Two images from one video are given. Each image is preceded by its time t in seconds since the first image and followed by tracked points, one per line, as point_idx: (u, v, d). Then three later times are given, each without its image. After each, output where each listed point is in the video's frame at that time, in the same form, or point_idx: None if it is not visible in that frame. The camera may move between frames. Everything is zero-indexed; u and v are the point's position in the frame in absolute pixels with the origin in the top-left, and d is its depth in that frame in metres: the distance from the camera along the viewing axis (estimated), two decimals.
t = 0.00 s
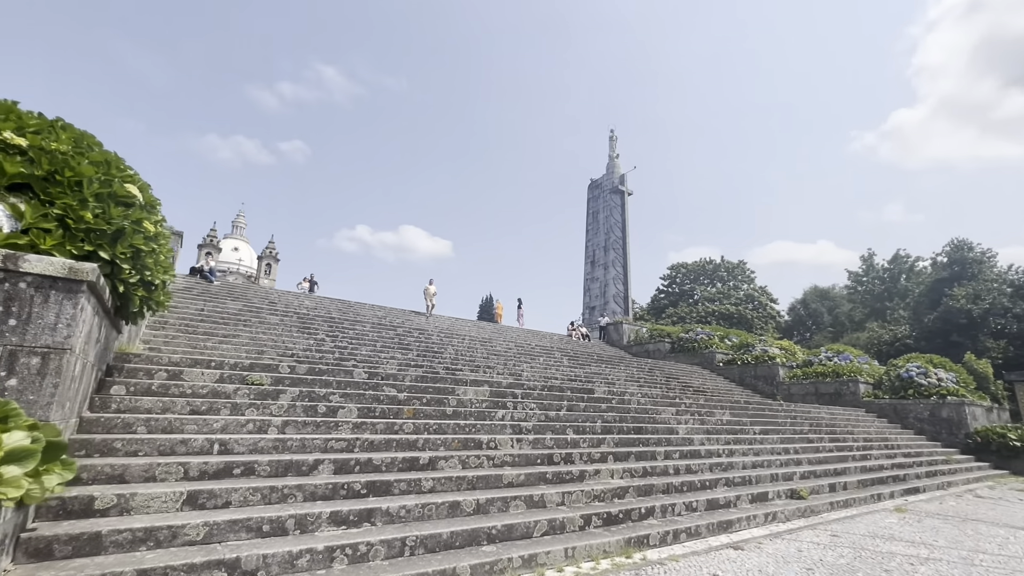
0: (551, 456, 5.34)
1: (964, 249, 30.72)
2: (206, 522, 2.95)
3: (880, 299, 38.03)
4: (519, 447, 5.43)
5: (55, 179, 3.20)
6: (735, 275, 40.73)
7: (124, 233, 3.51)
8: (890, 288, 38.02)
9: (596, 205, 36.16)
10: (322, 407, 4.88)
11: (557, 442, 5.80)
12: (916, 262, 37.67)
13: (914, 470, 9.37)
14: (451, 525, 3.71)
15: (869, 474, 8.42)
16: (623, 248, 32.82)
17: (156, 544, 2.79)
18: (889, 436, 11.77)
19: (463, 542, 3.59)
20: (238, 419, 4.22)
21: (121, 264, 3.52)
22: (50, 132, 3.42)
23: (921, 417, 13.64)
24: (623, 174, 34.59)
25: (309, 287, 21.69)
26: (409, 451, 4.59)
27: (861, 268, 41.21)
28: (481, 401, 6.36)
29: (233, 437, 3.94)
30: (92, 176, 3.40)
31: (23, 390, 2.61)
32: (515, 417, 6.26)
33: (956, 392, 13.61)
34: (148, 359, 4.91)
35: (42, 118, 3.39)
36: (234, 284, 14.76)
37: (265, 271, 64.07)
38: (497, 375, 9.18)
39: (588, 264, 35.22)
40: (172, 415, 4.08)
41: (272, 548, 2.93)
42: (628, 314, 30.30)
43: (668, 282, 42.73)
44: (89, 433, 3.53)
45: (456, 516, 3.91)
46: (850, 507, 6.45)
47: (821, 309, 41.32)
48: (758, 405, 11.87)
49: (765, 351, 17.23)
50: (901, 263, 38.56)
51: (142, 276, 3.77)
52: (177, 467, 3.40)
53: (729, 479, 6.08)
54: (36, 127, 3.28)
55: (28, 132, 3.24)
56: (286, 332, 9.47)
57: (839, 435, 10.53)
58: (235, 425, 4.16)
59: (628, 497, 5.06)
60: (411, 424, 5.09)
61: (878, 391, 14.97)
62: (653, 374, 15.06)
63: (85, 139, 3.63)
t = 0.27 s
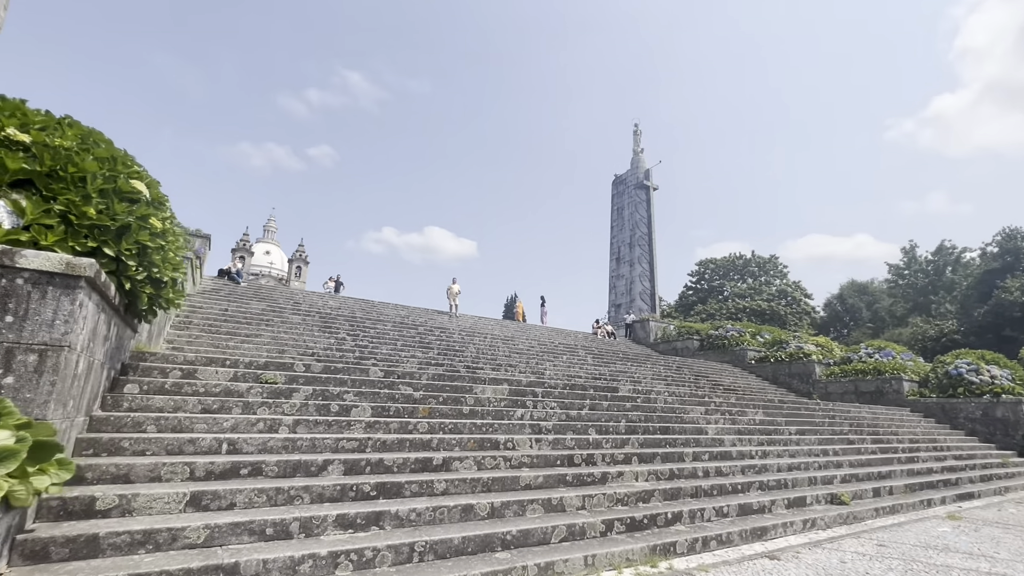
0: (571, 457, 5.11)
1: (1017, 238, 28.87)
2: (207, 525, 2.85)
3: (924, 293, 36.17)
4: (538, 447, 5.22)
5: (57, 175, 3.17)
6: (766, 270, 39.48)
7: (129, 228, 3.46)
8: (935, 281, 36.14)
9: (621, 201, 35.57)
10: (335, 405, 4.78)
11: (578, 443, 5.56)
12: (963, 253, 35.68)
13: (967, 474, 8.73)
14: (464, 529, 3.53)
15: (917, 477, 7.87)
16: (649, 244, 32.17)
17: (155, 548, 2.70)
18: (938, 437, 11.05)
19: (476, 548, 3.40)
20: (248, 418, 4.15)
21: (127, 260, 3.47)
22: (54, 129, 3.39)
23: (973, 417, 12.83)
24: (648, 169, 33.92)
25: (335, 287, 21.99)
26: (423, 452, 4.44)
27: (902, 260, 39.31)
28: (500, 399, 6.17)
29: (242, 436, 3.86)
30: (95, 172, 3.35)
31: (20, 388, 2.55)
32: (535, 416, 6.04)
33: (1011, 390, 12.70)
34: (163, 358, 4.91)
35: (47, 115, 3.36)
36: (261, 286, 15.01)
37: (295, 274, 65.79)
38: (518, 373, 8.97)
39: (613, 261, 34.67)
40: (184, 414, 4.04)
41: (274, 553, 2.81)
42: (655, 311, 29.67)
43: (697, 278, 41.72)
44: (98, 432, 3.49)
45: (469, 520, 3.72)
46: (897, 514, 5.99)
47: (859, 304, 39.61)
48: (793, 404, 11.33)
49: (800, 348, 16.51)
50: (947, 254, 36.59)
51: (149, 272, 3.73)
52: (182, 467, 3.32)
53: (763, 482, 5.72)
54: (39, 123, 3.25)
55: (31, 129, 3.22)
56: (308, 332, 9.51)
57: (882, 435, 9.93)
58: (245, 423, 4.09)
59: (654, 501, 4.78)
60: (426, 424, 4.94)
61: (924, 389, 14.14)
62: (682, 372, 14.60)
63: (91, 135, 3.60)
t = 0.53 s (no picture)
0: (589, 458, 4.86)
1: None
2: (200, 528, 2.73)
3: (968, 286, 34.37)
4: (555, 447, 4.99)
5: (52, 169, 3.10)
6: (797, 265, 38.18)
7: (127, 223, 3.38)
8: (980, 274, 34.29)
9: (644, 196, 34.91)
10: (343, 404, 4.65)
11: (596, 443, 5.30)
12: (1011, 243, 33.74)
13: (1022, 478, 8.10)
14: (472, 534, 3.34)
15: (967, 481, 7.32)
16: (674, 239, 31.46)
17: (146, 551, 2.59)
18: (988, 438, 10.33)
19: (484, 555, 3.21)
20: (254, 417, 4.05)
21: (124, 255, 3.39)
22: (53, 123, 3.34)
23: None
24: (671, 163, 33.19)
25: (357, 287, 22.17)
26: (432, 452, 4.27)
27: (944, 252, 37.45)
28: (515, 398, 5.95)
29: (245, 435, 3.76)
30: (92, 165, 3.28)
31: (7, 385, 2.46)
32: (551, 416, 5.80)
33: None
34: (173, 356, 4.87)
35: (45, 108, 3.31)
36: (283, 286, 15.19)
37: (321, 275, 67.06)
38: (537, 371, 8.74)
39: (637, 258, 34.05)
40: (188, 412, 3.96)
41: (268, 558, 2.67)
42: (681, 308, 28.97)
43: (724, 274, 40.64)
44: (100, 430, 3.43)
45: (478, 524, 3.53)
46: (946, 521, 5.54)
47: (897, 299, 37.92)
48: (828, 402, 10.77)
49: (835, 344, 15.78)
50: (993, 245, 34.68)
51: (149, 268, 3.65)
52: (181, 467, 3.22)
53: (797, 485, 5.36)
54: (35, 117, 3.19)
55: (28, 122, 3.16)
56: (325, 331, 9.49)
57: (927, 436, 9.32)
58: (249, 422, 3.99)
59: (678, 505, 4.50)
60: (436, 423, 4.77)
61: (971, 387, 13.32)
62: (708, 370, 14.11)
63: (91, 129, 3.54)
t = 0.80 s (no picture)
0: (607, 462, 4.61)
1: None
2: (191, 536, 2.59)
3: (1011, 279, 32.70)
4: (570, 450, 4.76)
5: (45, 164, 3.02)
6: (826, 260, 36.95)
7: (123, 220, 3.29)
8: None
9: (665, 192, 34.26)
10: (351, 404, 4.52)
11: (614, 445, 5.04)
12: None
13: None
14: (480, 544, 3.14)
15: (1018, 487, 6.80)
16: (696, 235, 30.74)
17: (134, 560, 2.47)
18: None
19: (492, 566, 3.00)
20: (257, 419, 3.93)
21: (121, 253, 3.30)
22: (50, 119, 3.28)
23: None
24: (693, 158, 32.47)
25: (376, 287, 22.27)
26: (441, 455, 4.09)
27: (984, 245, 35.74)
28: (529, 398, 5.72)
29: (247, 438, 3.64)
30: (87, 161, 3.20)
31: None
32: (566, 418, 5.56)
33: None
34: (181, 356, 4.80)
35: (40, 104, 3.24)
36: (302, 287, 15.29)
37: (343, 277, 67.98)
38: (554, 370, 8.51)
39: (658, 255, 33.43)
40: (192, 414, 3.87)
41: (260, 569, 2.51)
42: (704, 306, 28.29)
43: (749, 270, 39.61)
44: (99, 432, 3.35)
45: (487, 532, 3.33)
46: (999, 531, 5.10)
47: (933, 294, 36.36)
48: (862, 402, 10.23)
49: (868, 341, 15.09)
50: None
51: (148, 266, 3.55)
52: (178, 471, 3.11)
53: (832, 491, 5.00)
54: (29, 112, 3.12)
55: (23, 118, 3.09)
56: (340, 331, 9.44)
57: (971, 437, 8.75)
58: (252, 424, 3.88)
59: (703, 513, 4.21)
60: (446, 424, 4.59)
61: (1017, 386, 12.56)
62: (734, 369, 13.63)
63: (88, 125, 3.46)
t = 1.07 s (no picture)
0: (624, 463, 4.36)
1: None
2: (176, 541, 2.43)
3: None
4: (585, 451, 4.52)
5: (31, 153, 2.90)
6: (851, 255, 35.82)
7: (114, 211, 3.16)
8: None
9: (683, 188, 33.64)
10: (354, 403, 4.35)
11: (632, 446, 4.78)
12: None
13: None
14: (486, 551, 2.92)
15: None
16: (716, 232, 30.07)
17: (115, 567, 2.32)
18: None
19: None
20: (256, 418, 3.79)
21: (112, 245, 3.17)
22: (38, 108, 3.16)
23: None
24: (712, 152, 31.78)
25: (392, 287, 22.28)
26: (447, 456, 3.89)
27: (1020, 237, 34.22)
28: (541, 397, 5.49)
29: (244, 437, 3.49)
30: (75, 150, 3.07)
31: None
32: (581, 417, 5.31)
33: None
34: (184, 355, 4.70)
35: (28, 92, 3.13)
36: (317, 288, 15.31)
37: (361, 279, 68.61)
38: (569, 369, 8.24)
39: (677, 252, 32.84)
40: (190, 412, 3.74)
41: None
42: (724, 303, 27.64)
43: (771, 267, 38.66)
44: (92, 432, 3.23)
45: (494, 539, 3.11)
46: None
47: (967, 289, 34.96)
48: (896, 401, 9.73)
49: (899, 338, 14.45)
50: None
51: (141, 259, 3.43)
52: (169, 472, 2.96)
53: (868, 496, 4.65)
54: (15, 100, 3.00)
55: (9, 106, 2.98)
56: (352, 330, 9.34)
57: (1016, 438, 8.22)
58: (251, 423, 3.73)
59: (728, 518, 3.92)
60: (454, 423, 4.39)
61: None
62: (757, 367, 13.17)
63: (79, 115, 3.35)
